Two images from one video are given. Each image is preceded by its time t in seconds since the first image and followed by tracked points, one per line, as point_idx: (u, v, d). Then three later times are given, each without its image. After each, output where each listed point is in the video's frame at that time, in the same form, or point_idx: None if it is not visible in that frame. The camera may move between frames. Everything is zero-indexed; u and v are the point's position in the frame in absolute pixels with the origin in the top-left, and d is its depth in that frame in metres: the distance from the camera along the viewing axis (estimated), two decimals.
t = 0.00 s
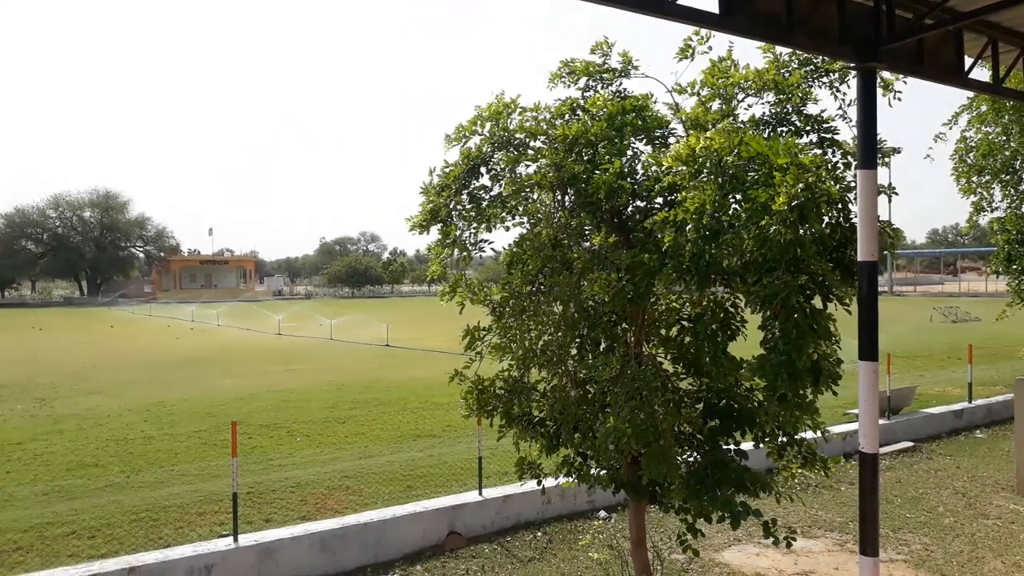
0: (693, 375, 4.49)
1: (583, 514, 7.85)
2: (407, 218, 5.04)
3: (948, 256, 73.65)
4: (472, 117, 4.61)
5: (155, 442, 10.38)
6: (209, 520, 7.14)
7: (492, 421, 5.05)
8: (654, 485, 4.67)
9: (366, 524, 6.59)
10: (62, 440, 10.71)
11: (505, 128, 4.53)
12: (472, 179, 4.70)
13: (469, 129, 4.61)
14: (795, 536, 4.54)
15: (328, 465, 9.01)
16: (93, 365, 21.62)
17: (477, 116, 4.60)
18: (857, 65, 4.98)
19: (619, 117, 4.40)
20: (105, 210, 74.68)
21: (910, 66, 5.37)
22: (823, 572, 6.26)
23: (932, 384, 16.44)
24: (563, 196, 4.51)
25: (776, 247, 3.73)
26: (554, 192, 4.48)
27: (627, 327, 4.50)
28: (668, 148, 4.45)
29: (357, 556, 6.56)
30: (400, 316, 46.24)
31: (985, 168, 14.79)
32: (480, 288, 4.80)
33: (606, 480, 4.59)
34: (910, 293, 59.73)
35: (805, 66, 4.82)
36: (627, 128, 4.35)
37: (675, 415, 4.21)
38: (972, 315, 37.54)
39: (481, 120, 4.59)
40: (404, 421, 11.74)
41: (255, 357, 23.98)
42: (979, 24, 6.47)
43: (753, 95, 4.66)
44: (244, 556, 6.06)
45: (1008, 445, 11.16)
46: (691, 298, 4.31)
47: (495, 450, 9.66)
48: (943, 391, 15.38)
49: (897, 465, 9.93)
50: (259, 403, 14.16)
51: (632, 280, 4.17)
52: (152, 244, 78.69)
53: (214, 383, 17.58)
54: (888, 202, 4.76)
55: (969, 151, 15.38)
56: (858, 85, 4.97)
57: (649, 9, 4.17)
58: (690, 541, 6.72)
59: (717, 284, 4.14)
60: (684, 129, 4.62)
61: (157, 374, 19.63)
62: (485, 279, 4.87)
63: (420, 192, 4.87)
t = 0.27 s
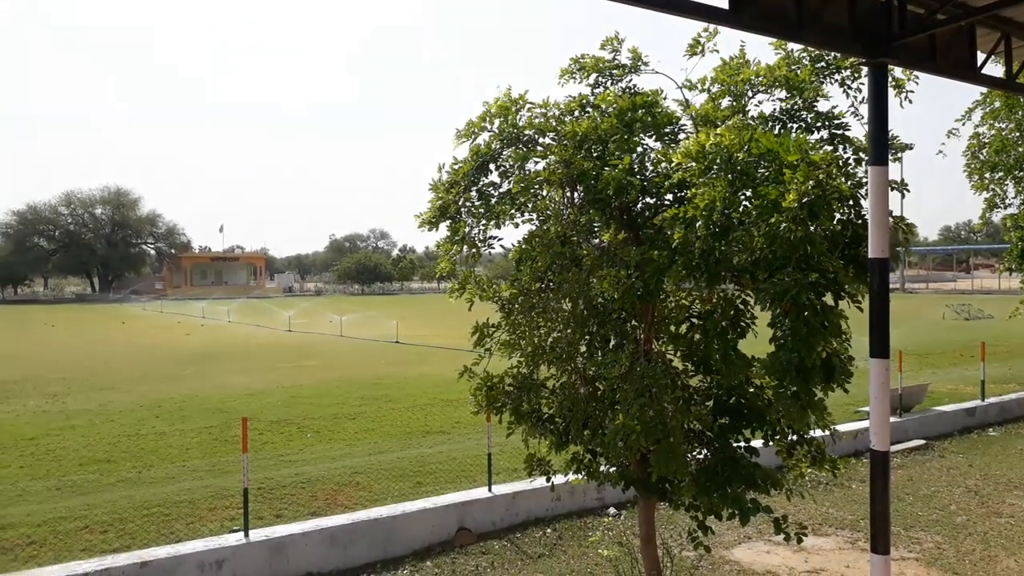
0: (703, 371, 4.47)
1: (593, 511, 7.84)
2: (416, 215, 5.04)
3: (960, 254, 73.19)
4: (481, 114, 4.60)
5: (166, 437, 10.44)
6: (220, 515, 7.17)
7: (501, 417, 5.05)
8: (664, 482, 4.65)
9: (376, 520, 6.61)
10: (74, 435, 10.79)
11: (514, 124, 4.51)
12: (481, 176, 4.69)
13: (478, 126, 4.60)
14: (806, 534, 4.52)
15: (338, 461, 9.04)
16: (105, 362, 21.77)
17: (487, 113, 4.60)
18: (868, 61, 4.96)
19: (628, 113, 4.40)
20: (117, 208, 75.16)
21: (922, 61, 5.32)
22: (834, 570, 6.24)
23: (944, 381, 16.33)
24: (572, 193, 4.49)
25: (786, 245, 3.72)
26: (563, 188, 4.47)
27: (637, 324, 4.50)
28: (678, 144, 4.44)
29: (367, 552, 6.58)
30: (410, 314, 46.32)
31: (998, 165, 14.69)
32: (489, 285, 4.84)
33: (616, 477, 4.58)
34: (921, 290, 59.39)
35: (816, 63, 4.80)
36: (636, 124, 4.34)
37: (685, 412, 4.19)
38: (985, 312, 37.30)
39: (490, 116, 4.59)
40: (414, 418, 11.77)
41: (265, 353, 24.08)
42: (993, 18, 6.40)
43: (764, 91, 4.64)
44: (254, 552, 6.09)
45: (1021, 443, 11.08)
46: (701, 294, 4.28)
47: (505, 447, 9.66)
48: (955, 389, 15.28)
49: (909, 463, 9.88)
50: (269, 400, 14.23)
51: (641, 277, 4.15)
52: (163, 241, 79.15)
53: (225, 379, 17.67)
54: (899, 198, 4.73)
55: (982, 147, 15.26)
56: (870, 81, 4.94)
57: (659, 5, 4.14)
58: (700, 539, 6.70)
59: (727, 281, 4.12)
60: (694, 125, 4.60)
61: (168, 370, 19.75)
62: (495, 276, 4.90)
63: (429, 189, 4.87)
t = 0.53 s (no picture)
0: (717, 368, 4.46)
1: (605, 508, 7.84)
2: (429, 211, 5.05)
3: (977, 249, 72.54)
4: (494, 109, 4.60)
5: (181, 432, 10.53)
6: (234, 509, 7.22)
7: (514, 413, 5.05)
8: (677, 479, 4.63)
9: (388, 515, 6.64)
10: (91, 429, 10.91)
11: (527, 120, 4.51)
12: (494, 171, 4.69)
13: (491, 121, 4.60)
14: (820, 532, 4.50)
15: (352, 456, 9.08)
16: (120, 356, 21.97)
17: (500, 108, 4.59)
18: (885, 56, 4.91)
19: (643, 108, 4.38)
20: (132, 205, 75.75)
21: (941, 56, 5.26)
22: (848, 567, 6.21)
23: (961, 379, 16.20)
24: (586, 188, 4.47)
25: (801, 241, 3.70)
26: (576, 184, 4.44)
27: (650, 320, 4.49)
28: (692, 140, 4.42)
29: (379, 547, 6.60)
30: (422, 309, 46.41)
31: (1016, 160, 14.54)
32: (501, 281, 4.84)
33: (629, 474, 4.57)
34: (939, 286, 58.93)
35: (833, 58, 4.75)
36: (651, 119, 4.32)
37: (698, 409, 4.18)
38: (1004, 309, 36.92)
39: (503, 111, 4.58)
40: (427, 413, 11.80)
41: (278, 349, 24.22)
42: (1013, 12, 6.33)
43: (779, 86, 4.61)
44: (268, 546, 6.14)
45: None
46: (715, 291, 4.26)
47: (518, 443, 9.67)
48: (972, 386, 15.15)
49: (924, 461, 9.82)
50: (283, 395, 14.31)
51: (654, 273, 4.12)
52: (177, 236, 79.68)
53: (238, 374, 17.79)
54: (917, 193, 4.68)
55: (1000, 142, 15.11)
56: (887, 78, 4.89)
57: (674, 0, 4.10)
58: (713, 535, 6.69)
59: (741, 278, 4.10)
60: (709, 121, 4.58)
61: (183, 365, 19.90)
62: (508, 272, 4.89)
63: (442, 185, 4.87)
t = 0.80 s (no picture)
0: (731, 369, 4.42)
1: (618, 508, 7.81)
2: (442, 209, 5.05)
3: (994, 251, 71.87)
4: (509, 107, 4.59)
5: (195, 429, 10.59)
6: (247, 506, 7.26)
7: (526, 412, 5.04)
8: (690, 480, 4.61)
9: (401, 513, 6.64)
10: (106, 426, 10.99)
11: (541, 119, 4.49)
12: (508, 170, 4.68)
13: (506, 119, 4.59)
14: (835, 534, 4.46)
15: (365, 454, 9.10)
16: (135, 353, 22.14)
17: (514, 106, 4.58)
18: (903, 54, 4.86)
19: (657, 107, 4.37)
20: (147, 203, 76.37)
21: (960, 55, 5.20)
22: (862, 570, 6.17)
23: (978, 381, 16.05)
24: (600, 187, 4.46)
25: (818, 241, 3.68)
26: (590, 183, 4.42)
27: (664, 320, 4.49)
28: (707, 139, 4.40)
29: (391, 545, 6.61)
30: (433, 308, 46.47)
31: None
32: (514, 280, 4.82)
33: (641, 475, 4.55)
34: (954, 288, 58.41)
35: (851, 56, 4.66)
36: (665, 119, 4.30)
37: (712, 409, 4.15)
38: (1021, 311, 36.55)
39: (518, 110, 4.57)
40: (439, 412, 11.81)
41: (291, 347, 24.34)
42: None
43: (796, 85, 4.58)
44: (282, 543, 6.16)
45: None
46: (730, 291, 4.23)
47: (530, 442, 9.66)
48: (989, 389, 15.00)
49: (940, 464, 9.74)
50: (296, 392, 14.37)
51: (668, 273, 4.08)
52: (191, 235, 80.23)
53: (252, 372, 17.88)
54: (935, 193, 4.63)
55: (1019, 143, 14.95)
56: (905, 76, 4.85)
57: None
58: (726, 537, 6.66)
59: (756, 278, 4.07)
60: (724, 120, 4.55)
61: (197, 362, 20.03)
62: (521, 271, 4.88)
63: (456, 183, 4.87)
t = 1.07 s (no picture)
0: (741, 367, 4.41)
1: (627, 506, 7.81)
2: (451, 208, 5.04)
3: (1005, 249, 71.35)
4: (518, 106, 4.57)
5: (205, 426, 10.64)
6: (257, 504, 7.28)
7: (535, 410, 5.04)
8: (699, 479, 4.59)
9: (410, 512, 6.66)
10: (117, 423, 11.05)
11: (551, 117, 4.48)
12: (517, 168, 4.67)
13: (515, 117, 4.58)
14: (845, 533, 4.45)
15: (374, 452, 9.13)
16: (145, 351, 22.25)
17: (524, 105, 4.56)
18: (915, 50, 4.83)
19: (666, 105, 4.35)
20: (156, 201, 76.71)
21: (974, 52, 5.16)
22: (873, 569, 6.15)
23: (990, 380, 15.94)
24: (609, 185, 4.45)
25: (829, 240, 3.67)
26: (599, 181, 4.42)
27: (673, 318, 4.46)
28: (717, 137, 4.40)
29: (400, 542, 6.63)
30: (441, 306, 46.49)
31: None
32: (523, 278, 4.82)
33: (650, 473, 4.54)
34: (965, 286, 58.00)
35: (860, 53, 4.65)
36: (675, 116, 4.29)
37: (722, 408, 4.14)
38: None
39: (527, 108, 4.55)
40: (448, 410, 11.82)
41: (301, 344, 24.42)
42: None
43: (806, 82, 4.55)
44: (291, 540, 6.19)
45: None
46: (740, 289, 4.22)
47: (539, 441, 9.66)
48: (1001, 388, 14.89)
49: (951, 463, 9.68)
50: (306, 390, 14.41)
51: (678, 271, 4.06)
52: (201, 233, 80.52)
53: (261, 370, 17.94)
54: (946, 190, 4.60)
55: None
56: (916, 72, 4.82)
57: None
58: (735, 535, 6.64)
59: (766, 276, 4.06)
60: (735, 118, 4.53)
61: (208, 360, 20.12)
62: (530, 270, 4.87)
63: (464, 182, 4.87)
